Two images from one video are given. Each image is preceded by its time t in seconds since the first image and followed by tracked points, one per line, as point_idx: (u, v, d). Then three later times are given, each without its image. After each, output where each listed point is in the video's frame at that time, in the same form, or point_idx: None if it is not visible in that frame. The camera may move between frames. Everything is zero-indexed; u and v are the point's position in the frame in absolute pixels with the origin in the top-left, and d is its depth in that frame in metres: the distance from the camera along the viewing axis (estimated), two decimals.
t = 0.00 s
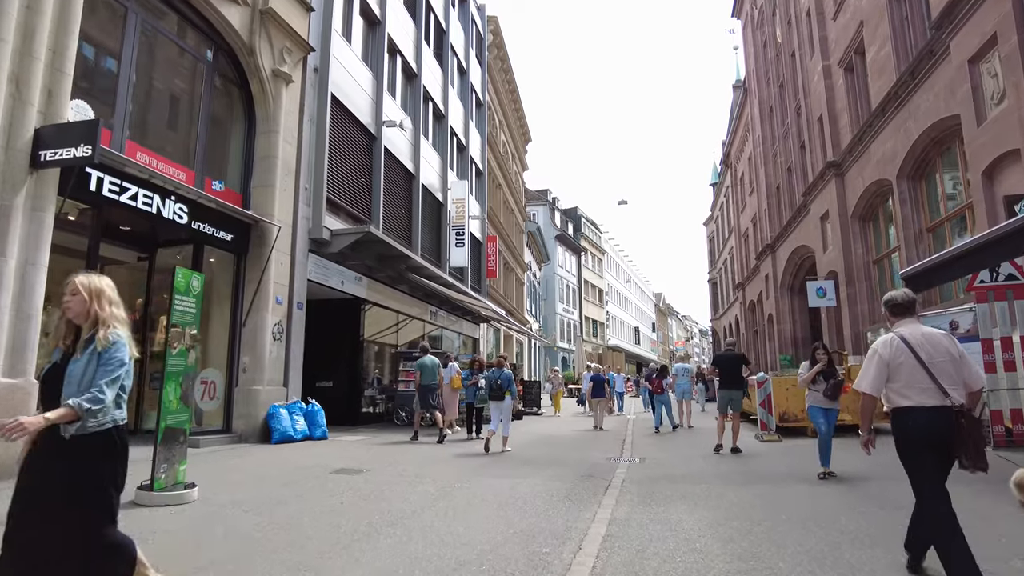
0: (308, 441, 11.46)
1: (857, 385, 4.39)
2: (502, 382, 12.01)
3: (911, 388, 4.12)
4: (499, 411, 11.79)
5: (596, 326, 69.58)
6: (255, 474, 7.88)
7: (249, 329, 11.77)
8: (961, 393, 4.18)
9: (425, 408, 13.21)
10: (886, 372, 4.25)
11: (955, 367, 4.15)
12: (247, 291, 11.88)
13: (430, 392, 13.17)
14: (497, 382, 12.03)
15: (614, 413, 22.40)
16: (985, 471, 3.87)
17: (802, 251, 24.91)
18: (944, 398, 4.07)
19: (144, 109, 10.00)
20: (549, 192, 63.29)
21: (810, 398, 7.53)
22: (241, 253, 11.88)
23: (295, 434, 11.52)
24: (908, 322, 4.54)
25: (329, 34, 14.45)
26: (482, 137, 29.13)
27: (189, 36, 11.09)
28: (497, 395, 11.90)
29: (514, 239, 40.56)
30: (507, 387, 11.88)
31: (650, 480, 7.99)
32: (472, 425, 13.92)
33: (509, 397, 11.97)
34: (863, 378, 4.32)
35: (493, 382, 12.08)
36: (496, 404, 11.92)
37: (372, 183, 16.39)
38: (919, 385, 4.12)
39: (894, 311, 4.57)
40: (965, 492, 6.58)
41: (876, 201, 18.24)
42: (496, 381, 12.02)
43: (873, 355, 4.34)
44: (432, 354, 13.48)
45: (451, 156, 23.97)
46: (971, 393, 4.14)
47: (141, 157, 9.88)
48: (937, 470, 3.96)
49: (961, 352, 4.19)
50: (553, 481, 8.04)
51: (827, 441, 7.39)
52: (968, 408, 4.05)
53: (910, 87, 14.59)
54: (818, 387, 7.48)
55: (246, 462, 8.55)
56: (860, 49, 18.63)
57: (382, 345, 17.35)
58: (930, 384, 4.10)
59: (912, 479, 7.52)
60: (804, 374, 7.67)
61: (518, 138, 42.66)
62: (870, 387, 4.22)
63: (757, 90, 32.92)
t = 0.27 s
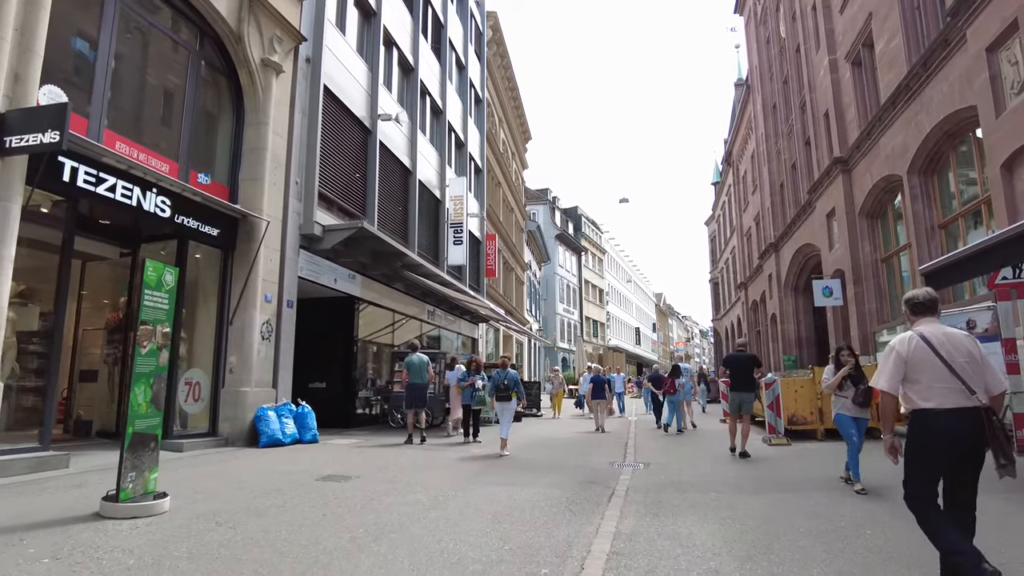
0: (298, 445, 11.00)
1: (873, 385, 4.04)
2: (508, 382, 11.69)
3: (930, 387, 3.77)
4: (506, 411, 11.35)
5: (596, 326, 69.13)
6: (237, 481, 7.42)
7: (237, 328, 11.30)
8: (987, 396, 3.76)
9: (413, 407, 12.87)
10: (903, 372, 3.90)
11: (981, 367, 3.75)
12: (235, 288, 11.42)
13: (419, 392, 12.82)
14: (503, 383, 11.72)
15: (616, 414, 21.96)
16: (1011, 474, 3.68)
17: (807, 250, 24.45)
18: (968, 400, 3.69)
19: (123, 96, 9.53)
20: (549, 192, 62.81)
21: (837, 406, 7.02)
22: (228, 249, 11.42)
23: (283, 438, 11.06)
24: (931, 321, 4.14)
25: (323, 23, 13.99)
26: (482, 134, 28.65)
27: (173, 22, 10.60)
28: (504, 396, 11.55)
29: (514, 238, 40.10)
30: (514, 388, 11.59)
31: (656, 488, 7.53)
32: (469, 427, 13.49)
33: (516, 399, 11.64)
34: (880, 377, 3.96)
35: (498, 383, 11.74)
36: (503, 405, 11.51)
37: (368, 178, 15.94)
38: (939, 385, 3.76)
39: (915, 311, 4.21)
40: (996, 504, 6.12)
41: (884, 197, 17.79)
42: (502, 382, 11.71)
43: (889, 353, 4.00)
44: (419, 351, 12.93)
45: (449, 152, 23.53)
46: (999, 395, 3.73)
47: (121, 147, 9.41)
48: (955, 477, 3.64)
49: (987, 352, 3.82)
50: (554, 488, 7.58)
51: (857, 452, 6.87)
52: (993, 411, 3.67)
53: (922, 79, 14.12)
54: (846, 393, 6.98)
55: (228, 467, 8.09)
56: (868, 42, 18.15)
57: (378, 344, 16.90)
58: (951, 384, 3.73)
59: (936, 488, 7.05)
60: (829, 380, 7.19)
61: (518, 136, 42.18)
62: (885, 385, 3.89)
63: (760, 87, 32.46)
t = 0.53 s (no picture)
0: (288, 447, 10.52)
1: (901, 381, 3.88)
2: (513, 383, 11.19)
3: (962, 383, 3.63)
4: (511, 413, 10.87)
5: (596, 326, 68.62)
6: (218, 486, 6.95)
7: (225, 324, 10.83)
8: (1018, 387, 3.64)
9: (406, 407, 12.43)
10: (934, 365, 3.74)
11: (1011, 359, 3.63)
12: (223, 282, 10.95)
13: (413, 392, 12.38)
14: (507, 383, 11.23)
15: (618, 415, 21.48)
16: None
17: (813, 247, 23.98)
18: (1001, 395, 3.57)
19: (102, 78, 9.04)
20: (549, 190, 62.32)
21: (872, 404, 6.52)
22: (216, 242, 10.95)
23: (272, 439, 10.58)
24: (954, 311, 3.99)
25: (316, 9, 13.52)
26: (481, 129, 28.16)
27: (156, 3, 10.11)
28: (508, 397, 11.06)
29: (513, 235, 39.57)
30: (519, 390, 11.11)
31: (665, 493, 7.07)
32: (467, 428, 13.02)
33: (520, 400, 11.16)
34: (909, 374, 3.80)
35: (503, 384, 11.26)
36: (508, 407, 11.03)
37: (362, 171, 15.49)
38: (970, 381, 3.62)
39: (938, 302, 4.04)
40: None
41: (894, 191, 17.31)
42: (507, 382, 11.22)
43: (916, 346, 3.84)
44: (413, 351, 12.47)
45: (447, 147, 23.06)
46: None
47: (99, 132, 8.93)
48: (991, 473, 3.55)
49: (1016, 342, 3.70)
50: (555, 494, 7.12)
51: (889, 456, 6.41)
52: None
53: (935, 68, 13.66)
54: (885, 391, 6.46)
55: (210, 471, 7.63)
56: (878, 32, 17.66)
57: (374, 343, 16.42)
58: (983, 379, 3.60)
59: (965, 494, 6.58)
60: (865, 375, 6.66)
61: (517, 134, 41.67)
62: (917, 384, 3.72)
63: (764, 82, 31.98)
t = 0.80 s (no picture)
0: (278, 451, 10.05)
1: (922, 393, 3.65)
2: (520, 382, 10.72)
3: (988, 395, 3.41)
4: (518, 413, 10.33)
5: (597, 326, 68.15)
6: (199, 495, 6.49)
7: (214, 322, 10.37)
8: None
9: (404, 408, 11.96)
10: (958, 376, 3.52)
11: None
12: (212, 279, 10.49)
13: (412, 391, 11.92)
14: (513, 382, 10.78)
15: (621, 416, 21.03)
16: None
17: (820, 245, 23.52)
18: None
19: (82, 63, 8.57)
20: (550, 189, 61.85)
21: (931, 413, 5.92)
22: (204, 237, 10.49)
23: (263, 443, 10.11)
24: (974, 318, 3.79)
25: None
26: (481, 125, 27.71)
27: None
28: (514, 397, 10.61)
29: (514, 234, 39.10)
30: (526, 389, 10.66)
31: (678, 503, 6.60)
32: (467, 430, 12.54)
33: (528, 400, 10.69)
34: (931, 386, 3.58)
35: (509, 383, 10.79)
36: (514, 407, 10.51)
37: (359, 165, 15.02)
38: (997, 392, 3.41)
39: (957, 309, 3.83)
40: None
41: (906, 187, 16.85)
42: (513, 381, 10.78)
43: (938, 356, 3.63)
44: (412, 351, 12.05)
45: (447, 143, 22.59)
46: None
47: (78, 119, 8.45)
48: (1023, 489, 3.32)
49: None
50: (560, 503, 6.65)
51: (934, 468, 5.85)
52: None
53: (953, 58, 13.18)
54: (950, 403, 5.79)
55: (191, 478, 7.17)
56: (889, 24, 17.19)
57: (371, 343, 15.97)
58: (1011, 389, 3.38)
59: (1001, 505, 6.11)
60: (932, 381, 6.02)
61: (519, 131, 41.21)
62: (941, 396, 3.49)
63: (769, 79, 31.51)
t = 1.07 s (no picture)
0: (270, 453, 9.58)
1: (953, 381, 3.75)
2: (533, 383, 10.27)
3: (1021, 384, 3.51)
4: (530, 415, 9.94)
5: (600, 326, 67.64)
6: (181, 500, 6.04)
7: (204, 319, 9.92)
8: None
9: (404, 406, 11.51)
10: (992, 365, 3.61)
11: None
12: (203, 274, 10.05)
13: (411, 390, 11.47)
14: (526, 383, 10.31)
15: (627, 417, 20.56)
16: None
17: (830, 242, 23.01)
18: None
19: (63, 43, 8.10)
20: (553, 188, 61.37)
21: None
22: (195, 230, 10.05)
23: (255, 445, 9.65)
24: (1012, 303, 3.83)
25: None
26: (484, 121, 27.23)
27: None
28: (526, 397, 10.16)
29: (517, 232, 38.63)
30: (540, 389, 10.13)
31: (695, 510, 6.12)
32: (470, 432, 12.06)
33: (541, 401, 10.20)
34: (964, 375, 3.67)
35: (522, 384, 10.35)
36: (526, 408, 10.10)
37: (358, 158, 14.59)
38: None
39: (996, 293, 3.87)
40: None
41: (921, 181, 16.35)
42: (526, 382, 10.31)
43: (972, 345, 3.69)
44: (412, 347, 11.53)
45: (449, 137, 22.14)
46: None
47: (59, 102, 7.98)
48: None
49: None
50: (568, 510, 6.18)
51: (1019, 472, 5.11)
52: None
53: (974, 45, 12.68)
54: None
55: (174, 482, 6.71)
56: (904, 13, 16.70)
57: (371, 342, 15.54)
58: None
59: None
60: None
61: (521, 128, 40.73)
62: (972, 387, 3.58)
63: (776, 74, 30.99)
